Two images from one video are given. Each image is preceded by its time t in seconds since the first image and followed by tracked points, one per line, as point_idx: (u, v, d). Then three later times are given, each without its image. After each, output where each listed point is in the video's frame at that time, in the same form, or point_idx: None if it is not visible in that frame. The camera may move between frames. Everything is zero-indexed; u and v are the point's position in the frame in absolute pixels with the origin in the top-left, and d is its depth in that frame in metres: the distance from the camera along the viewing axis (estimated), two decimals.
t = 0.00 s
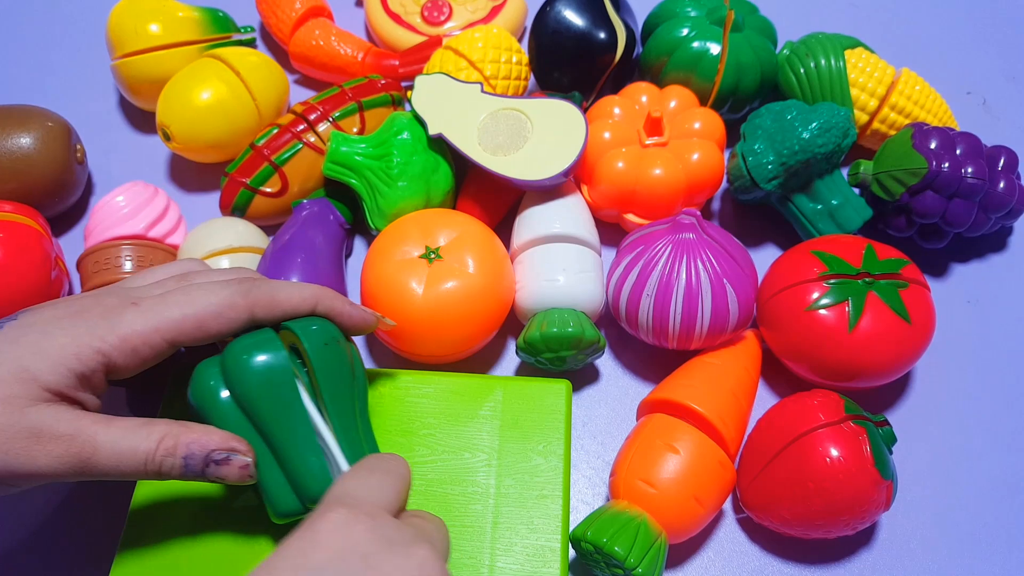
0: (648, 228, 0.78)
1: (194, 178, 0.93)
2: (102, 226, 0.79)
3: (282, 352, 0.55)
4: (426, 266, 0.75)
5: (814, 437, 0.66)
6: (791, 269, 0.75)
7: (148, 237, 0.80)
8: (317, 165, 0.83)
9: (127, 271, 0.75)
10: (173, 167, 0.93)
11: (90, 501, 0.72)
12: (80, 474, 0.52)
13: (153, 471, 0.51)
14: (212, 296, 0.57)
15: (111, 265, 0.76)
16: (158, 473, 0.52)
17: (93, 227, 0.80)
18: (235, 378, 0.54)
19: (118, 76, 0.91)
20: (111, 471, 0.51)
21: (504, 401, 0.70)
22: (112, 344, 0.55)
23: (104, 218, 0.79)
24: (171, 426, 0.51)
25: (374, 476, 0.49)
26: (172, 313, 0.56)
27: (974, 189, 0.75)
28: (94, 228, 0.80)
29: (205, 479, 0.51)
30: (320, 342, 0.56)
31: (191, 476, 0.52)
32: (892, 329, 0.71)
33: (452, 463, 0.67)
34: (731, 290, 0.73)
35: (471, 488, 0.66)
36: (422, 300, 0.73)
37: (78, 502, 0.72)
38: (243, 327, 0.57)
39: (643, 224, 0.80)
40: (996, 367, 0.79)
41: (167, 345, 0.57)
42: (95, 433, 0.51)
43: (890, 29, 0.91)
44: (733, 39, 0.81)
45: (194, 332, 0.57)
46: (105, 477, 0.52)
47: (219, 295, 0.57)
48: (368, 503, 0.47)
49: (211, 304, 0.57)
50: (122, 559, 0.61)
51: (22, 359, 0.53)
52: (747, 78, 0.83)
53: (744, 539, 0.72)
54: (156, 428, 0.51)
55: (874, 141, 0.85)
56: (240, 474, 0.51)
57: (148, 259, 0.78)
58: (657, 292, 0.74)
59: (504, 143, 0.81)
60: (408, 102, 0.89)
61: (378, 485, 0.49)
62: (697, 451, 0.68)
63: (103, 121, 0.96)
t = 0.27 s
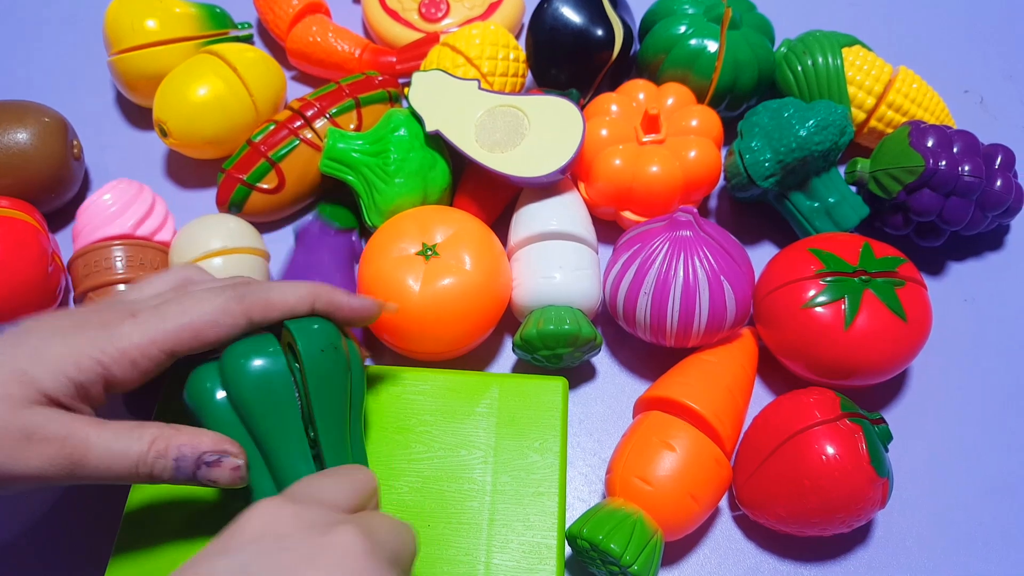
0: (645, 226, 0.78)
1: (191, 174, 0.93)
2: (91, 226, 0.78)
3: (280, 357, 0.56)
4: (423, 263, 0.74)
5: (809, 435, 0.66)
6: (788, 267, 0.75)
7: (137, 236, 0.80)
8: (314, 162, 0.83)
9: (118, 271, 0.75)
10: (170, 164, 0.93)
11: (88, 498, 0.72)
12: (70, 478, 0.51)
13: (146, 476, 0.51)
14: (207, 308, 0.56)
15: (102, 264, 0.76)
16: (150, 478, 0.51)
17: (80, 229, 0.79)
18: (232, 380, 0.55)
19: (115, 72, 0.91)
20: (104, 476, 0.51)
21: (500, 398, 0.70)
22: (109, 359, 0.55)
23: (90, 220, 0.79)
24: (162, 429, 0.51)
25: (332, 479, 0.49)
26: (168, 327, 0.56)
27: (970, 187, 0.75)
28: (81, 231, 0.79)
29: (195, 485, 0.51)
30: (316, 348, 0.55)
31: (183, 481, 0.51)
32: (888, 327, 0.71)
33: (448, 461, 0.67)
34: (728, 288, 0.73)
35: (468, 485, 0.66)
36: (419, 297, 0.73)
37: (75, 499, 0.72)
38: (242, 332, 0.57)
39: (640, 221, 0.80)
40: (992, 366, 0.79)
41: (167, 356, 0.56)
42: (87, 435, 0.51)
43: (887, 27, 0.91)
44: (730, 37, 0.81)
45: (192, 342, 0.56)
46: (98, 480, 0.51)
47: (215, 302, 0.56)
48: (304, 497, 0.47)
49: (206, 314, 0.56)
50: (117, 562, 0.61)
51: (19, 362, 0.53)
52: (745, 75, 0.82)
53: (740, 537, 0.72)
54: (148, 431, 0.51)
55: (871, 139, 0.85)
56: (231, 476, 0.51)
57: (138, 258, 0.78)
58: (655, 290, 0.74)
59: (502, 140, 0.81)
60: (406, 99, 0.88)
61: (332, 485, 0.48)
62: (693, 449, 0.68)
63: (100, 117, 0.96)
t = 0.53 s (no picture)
0: (645, 223, 0.78)
1: (189, 172, 0.92)
2: (80, 234, 0.78)
3: (287, 342, 0.55)
4: (423, 260, 0.74)
5: (811, 433, 0.66)
6: (789, 264, 0.74)
7: (128, 237, 0.79)
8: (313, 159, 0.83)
9: (113, 273, 0.74)
10: (169, 161, 0.93)
11: (86, 497, 0.72)
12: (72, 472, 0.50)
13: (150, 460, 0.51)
14: (214, 293, 0.54)
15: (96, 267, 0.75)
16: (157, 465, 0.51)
17: (68, 238, 0.80)
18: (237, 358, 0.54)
19: (113, 70, 0.91)
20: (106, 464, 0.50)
21: (500, 395, 0.70)
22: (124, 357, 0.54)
23: (78, 227, 0.79)
24: (168, 413, 0.51)
25: (330, 474, 0.49)
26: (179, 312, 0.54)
27: (971, 185, 0.75)
28: (69, 239, 0.79)
29: (214, 463, 0.53)
30: (320, 339, 0.54)
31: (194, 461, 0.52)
32: (890, 325, 0.71)
33: (448, 458, 0.67)
34: (729, 285, 0.73)
35: (467, 483, 0.66)
36: (418, 294, 0.73)
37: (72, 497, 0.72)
38: (250, 314, 0.55)
39: (641, 219, 0.80)
40: (993, 364, 0.79)
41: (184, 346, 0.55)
42: (87, 422, 0.50)
43: (888, 25, 0.91)
44: (731, 34, 0.81)
45: (207, 329, 0.54)
46: (99, 474, 0.51)
47: (221, 286, 0.54)
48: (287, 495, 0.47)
49: (215, 302, 0.54)
50: None
51: (30, 363, 0.53)
52: (745, 73, 0.82)
53: (742, 535, 0.72)
54: (154, 417, 0.51)
55: (872, 137, 0.84)
56: (252, 445, 0.53)
57: (131, 258, 0.77)
58: (656, 288, 0.73)
59: (502, 137, 0.80)
60: (405, 96, 0.88)
61: (321, 480, 0.48)
62: (693, 447, 0.67)
63: (98, 115, 0.96)
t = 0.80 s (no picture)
0: (647, 220, 0.78)
1: (189, 167, 0.92)
2: (77, 229, 0.78)
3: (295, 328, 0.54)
4: (424, 255, 0.74)
5: (812, 430, 0.66)
6: (791, 261, 0.74)
7: (126, 231, 0.79)
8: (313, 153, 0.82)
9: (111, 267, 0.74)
10: (168, 156, 0.92)
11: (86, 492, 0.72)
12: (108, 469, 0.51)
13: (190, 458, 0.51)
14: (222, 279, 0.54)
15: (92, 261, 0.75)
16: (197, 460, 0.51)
17: (65, 234, 0.79)
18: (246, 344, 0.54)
19: (113, 64, 0.90)
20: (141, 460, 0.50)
21: (500, 391, 0.70)
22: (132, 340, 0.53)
23: (75, 223, 0.78)
24: (194, 411, 0.51)
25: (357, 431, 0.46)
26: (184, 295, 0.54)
27: (973, 182, 0.75)
28: (67, 235, 0.79)
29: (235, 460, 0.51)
30: (329, 330, 0.54)
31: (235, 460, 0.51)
32: (891, 323, 0.70)
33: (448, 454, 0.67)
34: (731, 281, 0.73)
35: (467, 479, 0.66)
36: (419, 289, 0.72)
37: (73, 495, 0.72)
38: (256, 301, 0.54)
39: (641, 215, 0.80)
40: (994, 362, 0.79)
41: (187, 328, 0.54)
42: (121, 425, 0.50)
43: (890, 23, 0.90)
44: (732, 31, 0.81)
45: (208, 312, 0.54)
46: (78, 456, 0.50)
47: (229, 271, 0.54)
48: (330, 454, 0.45)
49: (223, 288, 0.53)
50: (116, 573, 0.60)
51: (36, 355, 0.52)
52: (747, 70, 0.82)
53: (742, 532, 0.72)
54: (179, 414, 0.50)
55: (873, 135, 0.84)
56: (274, 448, 0.50)
57: (130, 251, 0.77)
58: (658, 284, 0.73)
59: (503, 133, 0.80)
60: (406, 91, 0.88)
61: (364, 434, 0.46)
62: (695, 444, 0.67)
63: (97, 109, 0.95)
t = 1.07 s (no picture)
0: (649, 218, 0.78)
1: (190, 164, 0.92)
2: (79, 225, 0.78)
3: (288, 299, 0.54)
4: (425, 251, 0.74)
5: (813, 428, 0.66)
6: (793, 259, 0.75)
7: (128, 228, 0.79)
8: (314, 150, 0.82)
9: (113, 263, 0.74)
10: (169, 152, 0.92)
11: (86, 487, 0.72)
12: (90, 437, 0.49)
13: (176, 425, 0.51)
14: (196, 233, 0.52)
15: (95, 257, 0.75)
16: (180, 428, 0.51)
17: (66, 230, 0.79)
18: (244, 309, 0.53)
19: (115, 61, 0.90)
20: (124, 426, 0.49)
21: (500, 388, 0.70)
22: (103, 301, 0.52)
23: (77, 219, 0.79)
24: (180, 379, 0.51)
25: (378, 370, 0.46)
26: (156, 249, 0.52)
27: (974, 181, 0.75)
28: (68, 231, 0.79)
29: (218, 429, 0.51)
30: (324, 299, 0.54)
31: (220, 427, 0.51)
32: (893, 322, 0.70)
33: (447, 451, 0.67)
34: (732, 279, 0.73)
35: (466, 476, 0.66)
36: (420, 286, 0.72)
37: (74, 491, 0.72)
38: (233, 256, 0.53)
39: (642, 213, 0.80)
40: (994, 361, 0.79)
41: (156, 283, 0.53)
42: (106, 392, 0.49)
43: (892, 22, 0.91)
44: (734, 30, 0.81)
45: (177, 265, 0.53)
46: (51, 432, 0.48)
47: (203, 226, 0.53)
48: (358, 404, 0.44)
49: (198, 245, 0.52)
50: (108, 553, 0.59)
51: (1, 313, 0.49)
52: (748, 69, 0.82)
53: (741, 530, 0.72)
54: (166, 383, 0.50)
55: (874, 134, 0.84)
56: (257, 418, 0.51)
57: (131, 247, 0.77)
58: (660, 282, 0.73)
59: (505, 130, 0.80)
60: (407, 89, 0.88)
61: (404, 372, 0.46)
62: (695, 441, 0.67)
63: (98, 106, 0.95)
